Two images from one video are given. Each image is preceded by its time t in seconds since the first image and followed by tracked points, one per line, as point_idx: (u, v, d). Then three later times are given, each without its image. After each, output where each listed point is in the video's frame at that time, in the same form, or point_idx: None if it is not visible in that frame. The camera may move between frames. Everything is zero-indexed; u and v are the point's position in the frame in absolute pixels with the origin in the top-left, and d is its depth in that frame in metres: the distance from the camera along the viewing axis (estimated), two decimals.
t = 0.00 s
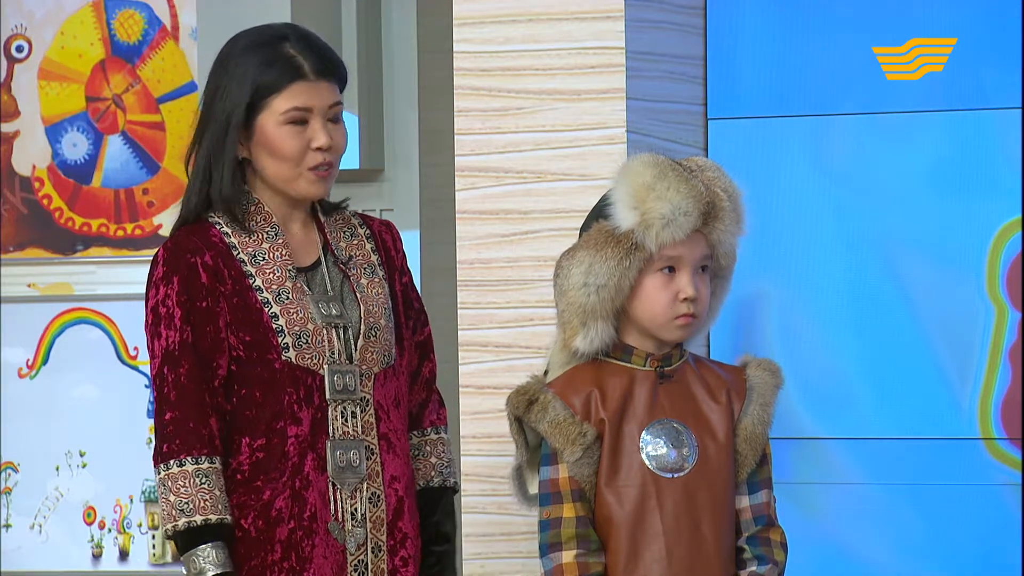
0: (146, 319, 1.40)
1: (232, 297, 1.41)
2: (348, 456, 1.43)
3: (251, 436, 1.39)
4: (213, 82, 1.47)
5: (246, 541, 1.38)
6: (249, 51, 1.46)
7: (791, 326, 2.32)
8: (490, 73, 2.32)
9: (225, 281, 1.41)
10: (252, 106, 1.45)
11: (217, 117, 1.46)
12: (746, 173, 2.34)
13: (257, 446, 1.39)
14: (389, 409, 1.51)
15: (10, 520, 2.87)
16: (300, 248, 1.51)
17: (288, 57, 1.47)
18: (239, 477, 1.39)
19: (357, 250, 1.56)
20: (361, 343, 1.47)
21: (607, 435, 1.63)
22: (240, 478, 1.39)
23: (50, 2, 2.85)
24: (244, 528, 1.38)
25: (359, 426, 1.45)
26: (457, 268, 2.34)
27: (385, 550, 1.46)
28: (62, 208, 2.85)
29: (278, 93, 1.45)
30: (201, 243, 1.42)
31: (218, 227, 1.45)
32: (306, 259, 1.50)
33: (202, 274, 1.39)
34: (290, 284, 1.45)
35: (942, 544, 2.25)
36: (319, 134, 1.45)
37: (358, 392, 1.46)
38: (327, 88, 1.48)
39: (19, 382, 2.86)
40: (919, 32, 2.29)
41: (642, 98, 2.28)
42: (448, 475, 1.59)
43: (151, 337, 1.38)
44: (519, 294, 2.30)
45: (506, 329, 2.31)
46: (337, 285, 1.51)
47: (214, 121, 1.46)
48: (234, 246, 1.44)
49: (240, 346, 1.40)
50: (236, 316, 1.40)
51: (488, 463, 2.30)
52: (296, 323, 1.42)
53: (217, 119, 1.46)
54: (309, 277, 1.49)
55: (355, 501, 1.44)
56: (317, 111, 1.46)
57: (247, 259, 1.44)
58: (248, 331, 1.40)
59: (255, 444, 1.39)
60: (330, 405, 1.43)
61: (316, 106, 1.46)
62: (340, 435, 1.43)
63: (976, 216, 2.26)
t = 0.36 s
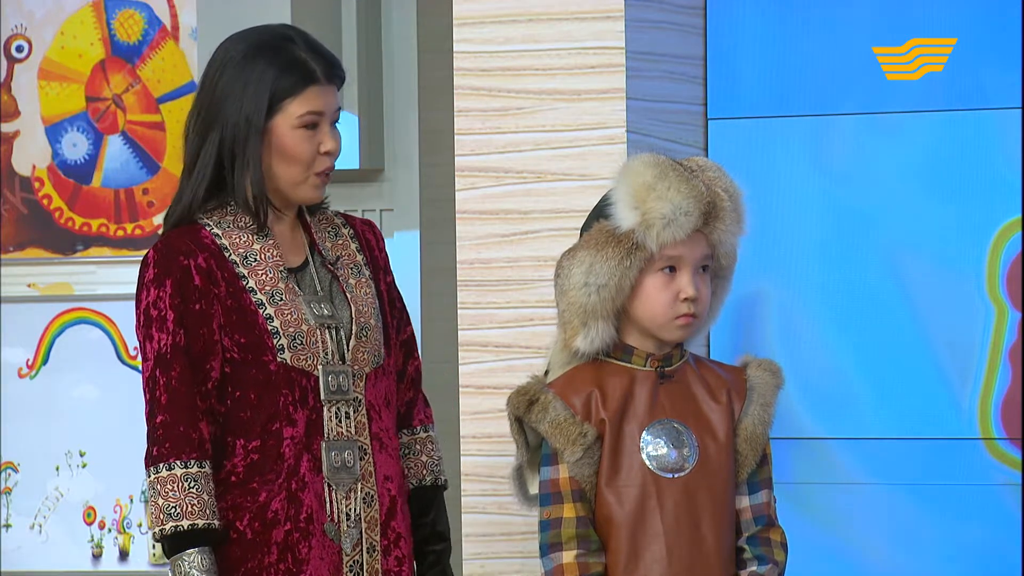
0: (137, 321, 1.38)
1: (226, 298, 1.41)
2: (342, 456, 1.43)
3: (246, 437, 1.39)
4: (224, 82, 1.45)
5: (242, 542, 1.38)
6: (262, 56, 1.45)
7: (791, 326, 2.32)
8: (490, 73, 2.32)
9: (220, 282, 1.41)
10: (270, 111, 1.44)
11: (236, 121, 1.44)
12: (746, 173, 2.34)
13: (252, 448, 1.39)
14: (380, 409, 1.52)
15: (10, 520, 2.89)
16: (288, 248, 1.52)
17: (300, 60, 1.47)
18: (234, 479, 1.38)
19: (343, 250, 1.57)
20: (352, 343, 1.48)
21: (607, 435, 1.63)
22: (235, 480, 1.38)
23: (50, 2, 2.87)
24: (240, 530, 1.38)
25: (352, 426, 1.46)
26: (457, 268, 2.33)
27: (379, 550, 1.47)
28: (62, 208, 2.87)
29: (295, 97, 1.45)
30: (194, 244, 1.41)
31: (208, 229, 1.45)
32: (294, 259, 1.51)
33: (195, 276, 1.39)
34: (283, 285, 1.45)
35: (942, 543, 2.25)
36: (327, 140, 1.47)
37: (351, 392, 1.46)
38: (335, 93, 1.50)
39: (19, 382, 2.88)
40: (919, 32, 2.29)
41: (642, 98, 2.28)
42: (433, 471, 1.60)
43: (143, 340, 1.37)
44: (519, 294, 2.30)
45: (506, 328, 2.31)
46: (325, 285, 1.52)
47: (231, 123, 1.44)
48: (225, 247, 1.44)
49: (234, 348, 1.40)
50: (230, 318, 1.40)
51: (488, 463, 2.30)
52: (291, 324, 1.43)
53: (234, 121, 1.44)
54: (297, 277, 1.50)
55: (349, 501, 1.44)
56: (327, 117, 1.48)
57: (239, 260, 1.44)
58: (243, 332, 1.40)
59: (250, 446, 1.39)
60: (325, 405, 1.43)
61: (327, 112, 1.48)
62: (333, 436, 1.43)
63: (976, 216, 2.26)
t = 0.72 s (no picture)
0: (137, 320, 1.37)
1: (228, 297, 1.41)
2: (339, 457, 1.46)
3: (246, 437, 1.40)
4: (222, 79, 1.44)
5: (244, 543, 1.38)
6: (261, 56, 1.45)
7: (791, 326, 2.32)
8: (490, 73, 2.32)
9: (221, 281, 1.41)
10: (270, 111, 1.45)
11: (235, 119, 1.44)
12: (746, 173, 2.34)
13: (253, 448, 1.40)
14: (368, 410, 1.54)
15: (10, 520, 2.90)
16: (279, 246, 1.52)
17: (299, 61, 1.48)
18: (236, 478, 1.39)
19: (327, 249, 1.59)
20: (346, 343, 1.50)
21: (607, 435, 1.63)
22: (236, 480, 1.39)
23: (50, 2, 2.88)
24: (242, 531, 1.38)
25: (347, 426, 1.48)
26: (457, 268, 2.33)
27: (374, 549, 1.49)
28: (62, 208, 2.88)
29: (294, 98, 1.47)
30: (195, 243, 1.41)
31: (204, 226, 1.45)
32: (285, 258, 1.51)
33: (197, 274, 1.38)
34: (280, 285, 1.46)
35: (942, 543, 2.26)
36: (321, 143, 1.51)
37: (345, 393, 1.48)
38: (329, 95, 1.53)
39: (19, 382, 2.88)
40: (919, 32, 2.29)
41: (642, 98, 2.28)
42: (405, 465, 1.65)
43: (144, 338, 1.35)
44: (519, 294, 2.30)
45: (506, 328, 2.31)
46: (316, 284, 1.53)
47: (230, 121, 1.44)
48: (223, 245, 1.44)
49: (235, 346, 1.40)
50: (232, 317, 1.40)
51: (488, 463, 2.31)
52: (292, 324, 1.43)
53: (234, 119, 1.44)
54: (289, 275, 1.50)
55: (345, 501, 1.46)
56: (322, 120, 1.51)
57: (238, 258, 1.44)
58: (244, 331, 1.40)
59: (251, 446, 1.39)
60: (322, 406, 1.45)
61: (322, 115, 1.51)
62: (331, 435, 1.45)
63: (976, 216, 2.26)
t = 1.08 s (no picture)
0: (136, 319, 1.42)
1: (226, 295, 1.45)
2: (338, 453, 1.51)
3: (246, 435, 1.45)
4: (210, 78, 1.47)
5: (244, 541, 1.44)
6: (249, 53, 1.48)
7: (791, 325, 2.32)
8: (490, 73, 2.32)
9: (220, 279, 1.45)
10: (259, 108, 1.47)
11: (224, 117, 1.46)
12: (746, 173, 2.34)
13: (253, 445, 1.45)
14: (364, 403, 1.59)
15: (10, 520, 2.92)
16: (276, 244, 1.57)
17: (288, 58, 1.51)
18: (236, 476, 1.45)
19: (324, 243, 1.63)
20: (344, 338, 1.54)
21: (607, 436, 1.63)
22: (235, 478, 1.45)
23: (51, 2, 2.89)
24: (242, 529, 1.44)
25: (345, 423, 1.53)
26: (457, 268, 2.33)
27: (372, 544, 1.56)
28: (62, 208, 2.89)
29: (283, 94, 1.49)
30: (193, 241, 1.45)
31: (201, 225, 1.49)
32: (283, 254, 1.56)
33: (196, 273, 1.43)
34: (278, 281, 1.50)
35: (942, 543, 2.26)
36: (313, 138, 1.53)
37: (344, 388, 1.53)
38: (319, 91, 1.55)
39: (20, 382, 2.91)
40: (920, 32, 2.29)
41: (642, 98, 2.28)
42: (451, 412, 1.76)
43: (143, 337, 1.40)
44: (520, 294, 2.30)
45: (506, 329, 2.31)
46: (313, 280, 1.57)
47: (219, 119, 1.46)
48: (220, 243, 1.48)
49: (234, 344, 1.45)
50: (230, 315, 1.45)
51: (488, 463, 2.31)
52: (290, 320, 1.48)
53: (223, 117, 1.46)
54: (288, 271, 1.55)
55: (344, 497, 1.51)
56: (313, 115, 1.53)
57: (235, 256, 1.48)
58: (243, 329, 1.45)
59: (251, 443, 1.45)
60: (321, 402, 1.50)
61: (313, 110, 1.53)
62: (329, 432, 1.50)
63: (975, 216, 2.26)
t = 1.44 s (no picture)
0: (133, 323, 1.43)
1: (223, 296, 1.46)
2: (341, 451, 1.51)
3: (246, 435, 1.45)
4: (216, 80, 1.47)
5: (246, 540, 1.44)
6: (253, 56, 1.48)
7: (790, 325, 2.32)
8: (490, 73, 2.32)
9: (215, 280, 1.46)
10: (263, 111, 1.48)
11: (228, 119, 1.46)
12: (747, 172, 2.34)
13: (253, 445, 1.45)
14: (369, 403, 1.59)
15: (10, 520, 2.92)
16: (277, 244, 1.57)
17: (293, 62, 1.51)
18: (238, 476, 1.45)
19: (326, 244, 1.64)
20: (346, 336, 1.55)
21: (607, 435, 1.63)
22: (237, 477, 1.45)
23: (51, 2, 2.89)
24: (243, 528, 1.44)
25: (349, 421, 1.53)
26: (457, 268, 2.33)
27: (377, 543, 1.56)
28: (62, 208, 2.89)
29: (286, 96, 1.49)
30: (186, 242, 1.46)
31: (198, 227, 1.49)
32: (282, 255, 1.56)
33: (190, 275, 1.43)
34: (276, 281, 1.50)
35: (942, 543, 2.26)
36: (314, 142, 1.53)
37: (347, 385, 1.53)
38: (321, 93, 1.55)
39: (19, 382, 2.91)
40: (920, 32, 2.29)
41: (642, 98, 2.28)
42: (453, 419, 1.76)
43: (140, 339, 1.41)
44: (520, 294, 2.30)
45: (506, 329, 2.31)
46: (314, 280, 1.58)
47: (223, 121, 1.46)
48: (217, 245, 1.49)
49: (232, 344, 1.45)
50: (228, 316, 1.45)
51: (488, 463, 2.31)
52: (288, 320, 1.48)
53: (227, 119, 1.46)
54: (287, 271, 1.55)
55: (349, 495, 1.51)
56: (315, 119, 1.53)
57: (232, 257, 1.49)
58: (241, 329, 1.45)
59: (251, 443, 1.45)
60: (323, 400, 1.50)
61: (316, 114, 1.53)
62: (332, 430, 1.51)
63: (976, 216, 2.26)
